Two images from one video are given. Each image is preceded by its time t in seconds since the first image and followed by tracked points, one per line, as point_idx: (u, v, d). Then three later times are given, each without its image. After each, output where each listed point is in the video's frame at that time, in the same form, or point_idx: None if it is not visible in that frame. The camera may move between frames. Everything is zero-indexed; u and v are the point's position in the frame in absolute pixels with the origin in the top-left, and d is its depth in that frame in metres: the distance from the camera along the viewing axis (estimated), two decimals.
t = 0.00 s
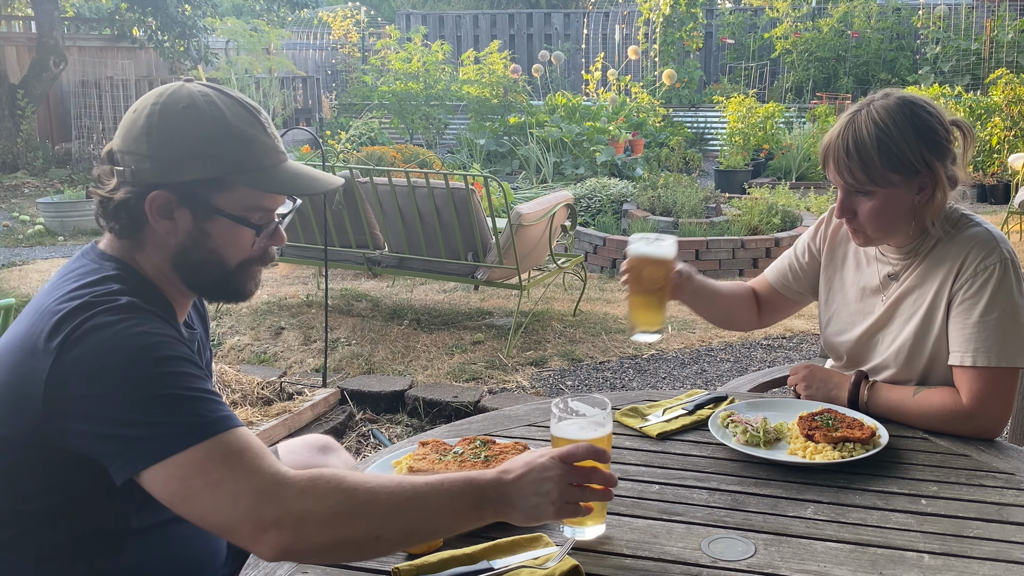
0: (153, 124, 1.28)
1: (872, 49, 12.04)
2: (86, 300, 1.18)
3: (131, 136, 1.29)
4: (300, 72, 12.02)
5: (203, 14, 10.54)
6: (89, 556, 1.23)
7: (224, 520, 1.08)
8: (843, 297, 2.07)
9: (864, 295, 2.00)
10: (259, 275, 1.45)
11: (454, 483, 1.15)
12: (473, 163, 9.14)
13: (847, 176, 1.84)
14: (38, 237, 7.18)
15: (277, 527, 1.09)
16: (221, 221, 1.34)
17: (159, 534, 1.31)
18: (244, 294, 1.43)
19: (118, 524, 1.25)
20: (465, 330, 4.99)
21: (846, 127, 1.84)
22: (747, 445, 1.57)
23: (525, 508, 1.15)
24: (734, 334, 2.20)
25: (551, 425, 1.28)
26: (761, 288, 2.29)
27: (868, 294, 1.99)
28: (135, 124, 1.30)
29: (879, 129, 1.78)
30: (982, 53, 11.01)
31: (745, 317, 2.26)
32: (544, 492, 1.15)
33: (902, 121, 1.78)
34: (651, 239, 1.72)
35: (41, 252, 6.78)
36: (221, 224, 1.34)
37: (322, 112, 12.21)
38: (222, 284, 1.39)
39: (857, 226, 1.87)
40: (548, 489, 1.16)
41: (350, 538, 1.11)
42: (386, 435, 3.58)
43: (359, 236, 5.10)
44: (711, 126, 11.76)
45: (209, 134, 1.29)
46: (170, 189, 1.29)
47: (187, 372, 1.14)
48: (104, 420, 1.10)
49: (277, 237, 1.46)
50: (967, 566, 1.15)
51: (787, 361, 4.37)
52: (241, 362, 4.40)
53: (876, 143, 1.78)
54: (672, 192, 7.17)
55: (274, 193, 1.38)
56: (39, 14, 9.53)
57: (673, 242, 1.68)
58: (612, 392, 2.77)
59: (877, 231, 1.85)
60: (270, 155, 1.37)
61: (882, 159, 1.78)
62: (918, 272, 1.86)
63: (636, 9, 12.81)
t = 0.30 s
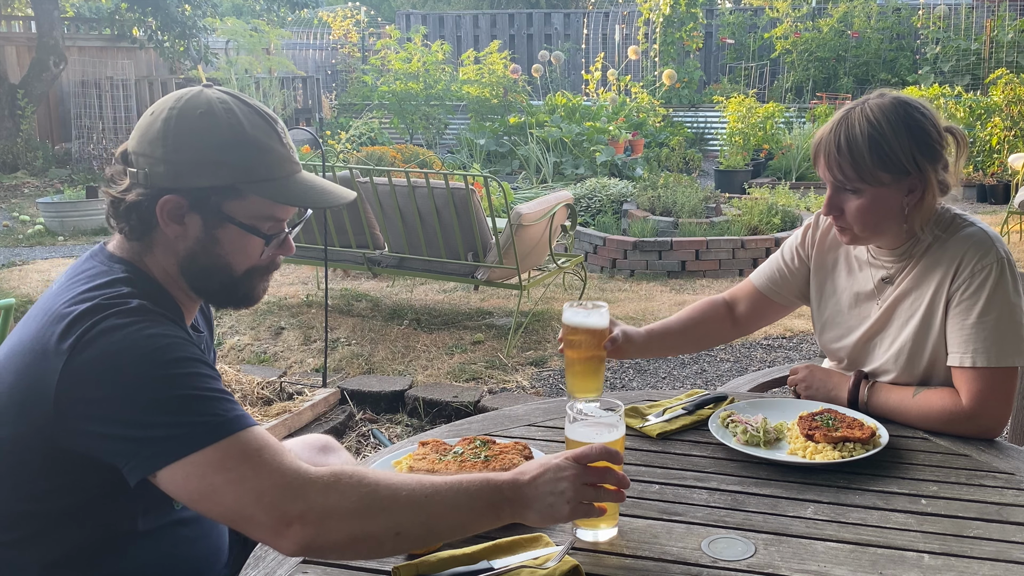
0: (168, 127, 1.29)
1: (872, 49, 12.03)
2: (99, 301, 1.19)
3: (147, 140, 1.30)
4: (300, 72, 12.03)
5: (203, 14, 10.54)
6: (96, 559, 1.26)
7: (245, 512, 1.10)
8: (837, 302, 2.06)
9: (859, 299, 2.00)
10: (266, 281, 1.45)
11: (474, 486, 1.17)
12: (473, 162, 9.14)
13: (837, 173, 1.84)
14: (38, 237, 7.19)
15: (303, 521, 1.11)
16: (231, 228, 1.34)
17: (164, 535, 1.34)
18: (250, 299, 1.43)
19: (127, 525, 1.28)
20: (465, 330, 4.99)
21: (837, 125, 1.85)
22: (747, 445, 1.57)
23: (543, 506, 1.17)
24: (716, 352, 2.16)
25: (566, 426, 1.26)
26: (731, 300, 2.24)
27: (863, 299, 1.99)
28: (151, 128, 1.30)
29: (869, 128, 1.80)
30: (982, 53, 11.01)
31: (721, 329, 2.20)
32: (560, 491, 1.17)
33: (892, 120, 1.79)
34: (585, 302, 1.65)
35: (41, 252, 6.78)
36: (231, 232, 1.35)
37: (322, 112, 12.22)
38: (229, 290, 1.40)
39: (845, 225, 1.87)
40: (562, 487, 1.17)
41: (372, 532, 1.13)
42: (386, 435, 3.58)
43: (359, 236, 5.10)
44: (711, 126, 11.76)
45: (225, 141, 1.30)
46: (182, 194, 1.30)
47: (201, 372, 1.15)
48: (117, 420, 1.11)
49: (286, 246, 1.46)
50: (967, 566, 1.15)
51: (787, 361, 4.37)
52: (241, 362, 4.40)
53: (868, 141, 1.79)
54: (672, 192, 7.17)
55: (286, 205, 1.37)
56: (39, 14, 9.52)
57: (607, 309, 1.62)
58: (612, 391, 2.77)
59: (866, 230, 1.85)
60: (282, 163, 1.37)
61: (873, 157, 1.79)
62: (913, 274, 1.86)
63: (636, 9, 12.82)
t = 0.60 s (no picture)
0: (154, 117, 1.30)
1: (872, 49, 12.03)
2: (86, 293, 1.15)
3: (133, 130, 1.31)
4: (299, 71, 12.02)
5: (203, 14, 10.53)
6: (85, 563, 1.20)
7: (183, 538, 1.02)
8: (827, 307, 2.06)
9: (849, 303, 2.00)
10: (253, 275, 1.43)
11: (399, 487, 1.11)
12: (473, 163, 9.14)
13: (821, 175, 1.86)
14: (38, 237, 7.18)
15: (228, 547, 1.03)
16: (217, 218, 1.34)
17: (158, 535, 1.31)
18: (237, 294, 1.41)
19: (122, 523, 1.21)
20: (465, 330, 4.99)
21: (822, 128, 1.87)
22: (747, 445, 1.57)
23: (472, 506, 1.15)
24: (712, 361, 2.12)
25: (565, 427, 1.23)
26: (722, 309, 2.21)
27: (853, 303, 1.99)
28: (138, 118, 1.31)
29: (853, 131, 1.81)
30: (982, 53, 11.02)
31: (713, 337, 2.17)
32: (488, 484, 1.16)
33: (876, 122, 1.80)
34: (576, 320, 1.69)
35: (41, 252, 6.79)
36: (217, 222, 1.34)
37: (322, 112, 12.24)
38: (217, 283, 1.38)
39: (829, 229, 1.89)
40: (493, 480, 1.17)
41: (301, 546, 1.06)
42: (386, 435, 3.58)
43: (359, 236, 5.09)
44: (711, 126, 11.76)
45: (211, 131, 1.31)
46: (167, 182, 1.30)
47: (177, 379, 1.10)
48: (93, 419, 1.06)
49: (271, 240, 1.45)
50: (967, 565, 1.15)
51: (787, 361, 4.36)
52: (241, 362, 4.40)
53: (852, 144, 1.81)
54: (672, 192, 7.17)
55: (270, 195, 1.38)
56: (39, 14, 9.50)
57: (598, 324, 1.66)
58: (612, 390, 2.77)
59: (849, 233, 1.86)
60: (268, 155, 1.38)
61: (857, 161, 1.81)
62: (903, 276, 1.87)
63: (636, 9, 12.83)
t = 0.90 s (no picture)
0: (136, 108, 1.33)
1: (872, 49, 12.04)
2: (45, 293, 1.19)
3: (115, 121, 1.34)
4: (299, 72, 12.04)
5: (203, 14, 10.52)
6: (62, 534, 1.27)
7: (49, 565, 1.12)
8: (826, 306, 2.06)
9: (846, 303, 2.00)
10: (232, 268, 1.46)
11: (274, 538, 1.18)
12: (473, 163, 9.14)
13: (826, 171, 1.86)
14: (38, 237, 7.18)
15: None
16: (199, 207, 1.37)
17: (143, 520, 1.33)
18: (215, 286, 1.43)
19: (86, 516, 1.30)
20: (465, 330, 4.99)
21: (827, 124, 1.87)
22: (747, 444, 1.57)
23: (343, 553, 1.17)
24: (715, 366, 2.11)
25: (566, 426, 1.23)
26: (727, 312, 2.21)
27: (851, 302, 1.99)
28: (120, 109, 1.35)
29: (859, 127, 1.81)
30: (982, 53, 11.03)
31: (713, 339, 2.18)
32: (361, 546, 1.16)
33: (880, 120, 1.81)
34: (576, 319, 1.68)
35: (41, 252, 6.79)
36: (198, 211, 1.37)
37: (322, 112, 12.26)
38: (197, 273, 1.39)
39: (832, 226, 1.88)
40: (380, 535, 1.17)
41: None
42: (386, 435, 3.58)
43: (359, 236, 5.09)
44: (711, 126, 11.76)
45: (192, 122, 1.35)
46: (149, 171, 1.33)
47: (117, 415, 1.18)
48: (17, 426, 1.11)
49: (250, 234, 1.48)
50: (967, 565, 1.15)
51: (787, 361, 4.37)
52: (241, 362, 4.40)
53: (858, 140, 1.81)
54: (672, 192, 7.17)
55: (251, 182, 1.42)
56: (39, 14, 9.49)
57: (598, 325, 1.65)
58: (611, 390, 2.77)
59: (852, 231, 1.86)
60: (237, 149, 1.41)
61: (863, 157, 1.81)
62: (903, 276, 1.86)
63: (636, 9, 12.83)
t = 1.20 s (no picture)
0: (109, 97, 1.32)
1: (872, 50, 12.04)
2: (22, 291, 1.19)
3: (86, 112, 1.32)
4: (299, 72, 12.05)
5: (203, 14, 10.51)
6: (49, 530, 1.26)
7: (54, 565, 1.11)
8: (825, 304, 2.06)
9: (846, 301, 2.01)
10: (209, 252, 1.48)
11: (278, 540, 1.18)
12: (473, 163, 9.14)
13: (816, 179, 1.85)
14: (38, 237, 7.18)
15: None
16: (180, 190, 1.39)
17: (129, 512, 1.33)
18: (197, 272, 1.45)
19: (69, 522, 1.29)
20: (465, 330, 4.99)
21: (809, 132, 1.86)
22: (747, 445, 1.57)
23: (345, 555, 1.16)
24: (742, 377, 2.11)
25: (565, 426, 1.23)
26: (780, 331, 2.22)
27: (851, 300, 1.99)
28: (88, 101, 1.33)
29: (846, 130, 1.81)
30: (982, 53, 11.03)
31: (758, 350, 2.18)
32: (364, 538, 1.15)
33: (864, 121, 1.81)
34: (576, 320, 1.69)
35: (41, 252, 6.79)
36: (180, 194, 1.39)
37: (322, 112, 12.28)
38: (179, 261, 1.41)
39: (829, 229, 1.88)
40: (375, 535, 1.16)
41: None
42: (386, 435, 3.58)
43: (359, 236, 5.10)
44: (711, 126, 11.76)
45: (171, 109, 1.37)
46: (129, 160, 1.33)
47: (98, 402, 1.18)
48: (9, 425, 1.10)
49: (224, 218, 1.51)
50: (967, 566, 1.15)
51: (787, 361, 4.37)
52: (241, 362, 4.40)
53: (849, 143, 1.80)
54: (672, 192, 7.18)
55: (224, 163, 1.45)
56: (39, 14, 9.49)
57: (597, 325, 1.66)
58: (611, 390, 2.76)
59: (849, 234, 1.86)
60: (205, 131, 1.42)
61: (852, 160, 1.80)
62: (900, 274, 1.87)
63: (636, 9, 12.82)
